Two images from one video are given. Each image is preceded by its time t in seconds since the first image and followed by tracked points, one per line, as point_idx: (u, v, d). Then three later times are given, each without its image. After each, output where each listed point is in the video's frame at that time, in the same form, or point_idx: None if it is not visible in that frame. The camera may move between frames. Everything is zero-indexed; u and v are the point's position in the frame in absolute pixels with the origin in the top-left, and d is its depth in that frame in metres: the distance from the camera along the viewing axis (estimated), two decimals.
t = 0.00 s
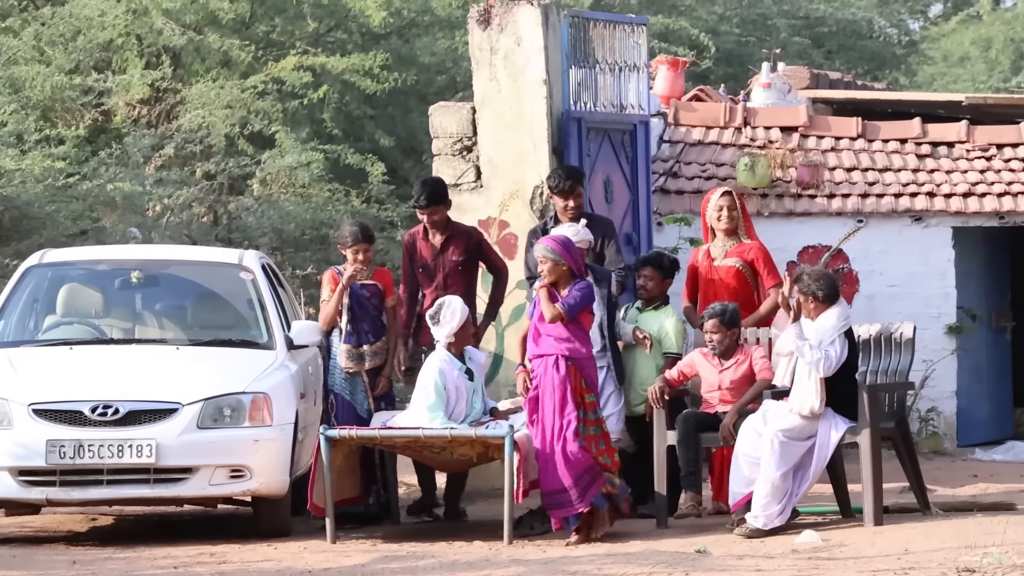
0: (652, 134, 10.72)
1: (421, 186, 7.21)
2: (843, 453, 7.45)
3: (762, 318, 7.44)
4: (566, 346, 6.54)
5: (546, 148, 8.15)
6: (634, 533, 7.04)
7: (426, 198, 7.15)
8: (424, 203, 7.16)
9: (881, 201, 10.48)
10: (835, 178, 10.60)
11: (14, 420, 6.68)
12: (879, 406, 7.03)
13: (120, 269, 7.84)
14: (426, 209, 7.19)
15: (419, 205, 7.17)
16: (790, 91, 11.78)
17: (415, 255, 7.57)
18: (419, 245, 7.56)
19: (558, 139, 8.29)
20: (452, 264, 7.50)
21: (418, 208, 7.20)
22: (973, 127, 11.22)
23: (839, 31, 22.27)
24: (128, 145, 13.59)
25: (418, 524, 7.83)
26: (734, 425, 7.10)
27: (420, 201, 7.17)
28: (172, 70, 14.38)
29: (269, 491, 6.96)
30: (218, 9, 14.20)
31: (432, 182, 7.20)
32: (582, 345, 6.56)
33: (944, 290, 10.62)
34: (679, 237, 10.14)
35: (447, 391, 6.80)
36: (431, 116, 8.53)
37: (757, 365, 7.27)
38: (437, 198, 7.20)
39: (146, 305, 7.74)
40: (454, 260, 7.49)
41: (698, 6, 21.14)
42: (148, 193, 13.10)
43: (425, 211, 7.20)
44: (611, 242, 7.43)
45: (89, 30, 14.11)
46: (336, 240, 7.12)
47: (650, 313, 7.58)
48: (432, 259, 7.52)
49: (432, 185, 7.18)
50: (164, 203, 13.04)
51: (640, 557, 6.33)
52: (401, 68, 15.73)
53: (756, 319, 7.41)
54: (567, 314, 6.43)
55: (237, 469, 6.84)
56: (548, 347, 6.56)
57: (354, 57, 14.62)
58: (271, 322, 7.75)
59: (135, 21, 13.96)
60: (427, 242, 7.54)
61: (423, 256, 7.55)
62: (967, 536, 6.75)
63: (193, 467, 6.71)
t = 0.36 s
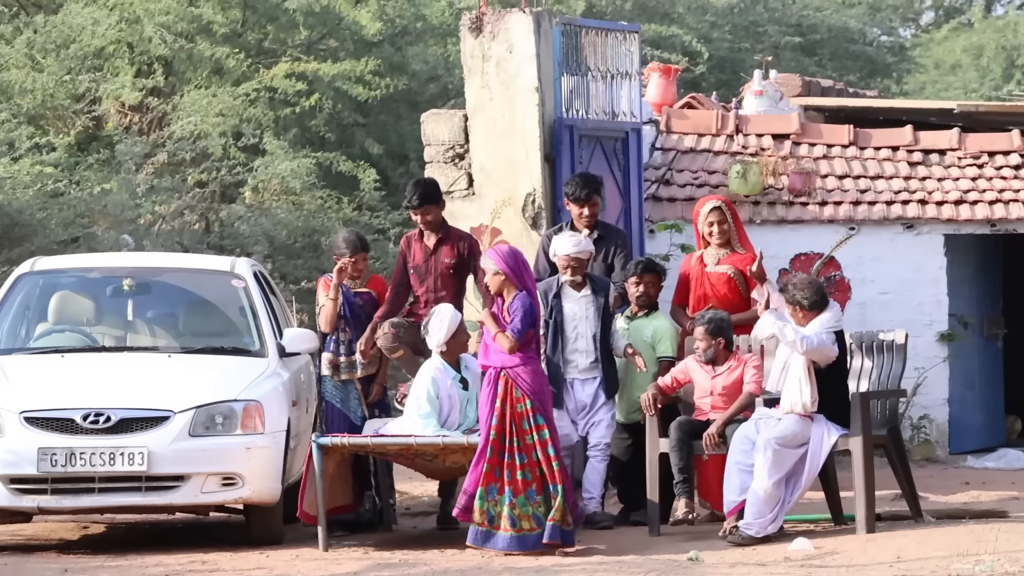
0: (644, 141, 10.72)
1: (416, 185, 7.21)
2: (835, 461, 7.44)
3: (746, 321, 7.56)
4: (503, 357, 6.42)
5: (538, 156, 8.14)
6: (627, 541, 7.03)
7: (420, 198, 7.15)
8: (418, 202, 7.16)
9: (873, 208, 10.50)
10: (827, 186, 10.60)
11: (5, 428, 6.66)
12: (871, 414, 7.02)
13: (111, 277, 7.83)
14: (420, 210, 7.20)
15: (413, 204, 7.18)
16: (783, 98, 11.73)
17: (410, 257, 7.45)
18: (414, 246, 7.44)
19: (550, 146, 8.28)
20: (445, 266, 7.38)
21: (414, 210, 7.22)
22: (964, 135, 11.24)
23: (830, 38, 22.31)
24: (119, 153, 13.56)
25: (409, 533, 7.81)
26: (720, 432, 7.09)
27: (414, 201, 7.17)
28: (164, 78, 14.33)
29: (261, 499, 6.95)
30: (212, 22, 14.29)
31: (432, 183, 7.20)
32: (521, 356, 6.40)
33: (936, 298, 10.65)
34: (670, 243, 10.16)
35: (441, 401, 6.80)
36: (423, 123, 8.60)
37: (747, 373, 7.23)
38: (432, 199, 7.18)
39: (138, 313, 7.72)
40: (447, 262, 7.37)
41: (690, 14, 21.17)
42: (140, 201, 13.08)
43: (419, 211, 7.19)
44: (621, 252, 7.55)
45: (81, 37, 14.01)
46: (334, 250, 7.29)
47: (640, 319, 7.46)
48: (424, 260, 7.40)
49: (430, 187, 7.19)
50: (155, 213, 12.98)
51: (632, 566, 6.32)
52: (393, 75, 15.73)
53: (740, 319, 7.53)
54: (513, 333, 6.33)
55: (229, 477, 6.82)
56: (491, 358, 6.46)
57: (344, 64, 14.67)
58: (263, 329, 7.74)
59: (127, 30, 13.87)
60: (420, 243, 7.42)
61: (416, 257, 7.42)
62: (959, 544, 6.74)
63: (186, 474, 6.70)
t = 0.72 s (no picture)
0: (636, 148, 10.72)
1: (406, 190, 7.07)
2: (827, 467, 7.45)
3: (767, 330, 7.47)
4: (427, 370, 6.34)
5: (530, 162, 8.17)
6: (619, 547, 7.02)
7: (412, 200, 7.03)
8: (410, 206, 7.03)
9: (865, 214, 10.50)
10: (819, 192, 10.61)
11: None
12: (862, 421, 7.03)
13: (103, 283, 7.82)
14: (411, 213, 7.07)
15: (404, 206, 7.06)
16: (774, 105, 11.77)
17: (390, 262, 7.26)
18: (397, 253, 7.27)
19: (542, 153, 8.32)
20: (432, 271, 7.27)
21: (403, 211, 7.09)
22: (956, 141, 11.27)
23: (822, 44, 22.33)
24: (111, 159, 13.49)
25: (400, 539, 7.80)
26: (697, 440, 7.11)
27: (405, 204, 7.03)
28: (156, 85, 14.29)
29: (252, 505, 6.94)
30: (204, 29, 14.08)
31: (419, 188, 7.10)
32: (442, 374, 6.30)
33: (927, 303, 10.63)
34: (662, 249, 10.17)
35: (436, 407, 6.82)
36: (415, 129, 8.54)
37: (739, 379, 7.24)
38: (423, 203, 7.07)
39: (130, 319, 7.72)
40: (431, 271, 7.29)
41: (681, 21, 21.20)
42: (132, 207, 13.06)
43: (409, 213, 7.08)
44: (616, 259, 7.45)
45: (74, 44, 13.96)
46: (322, 252, 7.51)
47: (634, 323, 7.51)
48: (410, 266, 7.25)
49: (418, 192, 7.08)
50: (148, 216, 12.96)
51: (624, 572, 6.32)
52: (385, 82, 15.74)
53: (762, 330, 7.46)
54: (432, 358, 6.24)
55: (220, 483, 6.82)
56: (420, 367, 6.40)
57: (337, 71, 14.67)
58: (255, 335, 7.74)
59: (120, 37, 13.77)
60: (405, 249, 7.26)
61: (401, 264, 7.25)
62: (950, 550, 6.74)
63: (178, 480, 6.69)
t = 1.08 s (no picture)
0: (629, 149, 10.72)
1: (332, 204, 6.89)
2: (820, 469, 7.45)
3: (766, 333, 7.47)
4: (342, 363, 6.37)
5: (524, 163, 8.16)
6: (613, 548, 7.02)
7: (340, 212, 6.85)
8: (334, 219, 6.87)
9: (858, 216, 10.51)
10: (813, 194, 10.61)
11: None
12: (855, 423, 7.03)
13: (96, 285, 7.83)
14: (340, 227, 6.92)
15: (333, 219, 6.89)
16: (767, 107, 11.78)
17: (321, 275, 7.17)
18: (326, 267, 7.17)
19: (536, 154, 8.30)
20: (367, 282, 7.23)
21: (329, 223, 6.91)
22: (949, 143, 11.27)
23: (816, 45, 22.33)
24: (104, 160, 13.45)
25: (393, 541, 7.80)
26: (689, 442, 7.10)
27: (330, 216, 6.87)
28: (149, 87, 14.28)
29: (245, 507, 6.94)
30: (198, 31, 14.26)
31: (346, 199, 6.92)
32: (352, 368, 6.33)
33: (920, 305, 10.64)
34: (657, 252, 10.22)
35: (430, 409, 6.81)
36: (408, 131, 8.49)
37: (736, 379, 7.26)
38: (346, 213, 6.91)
39: (122, 320, 7.72)
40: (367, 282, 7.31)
41: (674, 22, 21.21)
42: (125, 209, 13.05)
43: (336, 225, 6.91)
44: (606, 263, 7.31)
45: (68, 46, 13.96)
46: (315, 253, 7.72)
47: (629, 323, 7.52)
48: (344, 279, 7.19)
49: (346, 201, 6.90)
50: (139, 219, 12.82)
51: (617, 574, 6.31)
52: (379, 84, 15.73)
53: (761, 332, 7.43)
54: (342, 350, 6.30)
55: (213, 484, 6.81)
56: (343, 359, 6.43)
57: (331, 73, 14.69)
58: (248, 337, 7.73)
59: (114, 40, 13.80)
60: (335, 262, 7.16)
61: (333, 279, 7.17)
62: (943, 552, 6.74)
63: (171, 482, 6.69)
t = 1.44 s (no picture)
0: (623, 149, 10.72)
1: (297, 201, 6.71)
2: (813, 469, 7.47)
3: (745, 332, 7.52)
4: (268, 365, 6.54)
5: (518, 163, 8.19)
6: (607, 549, 7.01)
7: (309, 213, 6.69)
8: (301, 220, 6.70)
9: (852, 216, 10.51)
10: (806, 194, 10.62)
11: None
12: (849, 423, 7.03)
13: (90, 285, 7.84)
14: (305, 228, 6.76)
15: (297, 221, 6.71)
16: (761, 107, 11.78)
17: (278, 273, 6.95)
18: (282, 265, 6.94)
19: (530, 154, 8.32)
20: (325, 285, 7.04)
21: (295, 224, 6.74)
22: (943, 143, 11.28)
23: (810, 44, 22.34)
24: (98, 160, 13.40)
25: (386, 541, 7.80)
26: (684, 442, 7.11)
27: (295, 216, 6.69)
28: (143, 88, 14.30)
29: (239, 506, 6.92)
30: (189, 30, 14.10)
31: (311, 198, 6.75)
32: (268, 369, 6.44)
33: (915, 306, 10.63)
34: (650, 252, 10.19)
35: (423, 411, 6.80)
36: (401, 131, 8.48)
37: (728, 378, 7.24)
38: (314, 214, 6.74)
39: (116, 321, 7.75)
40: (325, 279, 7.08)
41: (669, 21, 21.22)
42: (119, 209, 13.03)
43: (305, 226, 6.74)
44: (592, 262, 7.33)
45: (62, 46, 13.96)
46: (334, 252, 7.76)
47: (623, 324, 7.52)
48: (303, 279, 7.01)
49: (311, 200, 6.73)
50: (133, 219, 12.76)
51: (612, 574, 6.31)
52: (373, 84, 15.71)
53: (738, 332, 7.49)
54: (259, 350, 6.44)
55: (207, 483, 6.78)
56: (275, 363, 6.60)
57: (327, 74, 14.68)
58: (242, 337, 7.73)
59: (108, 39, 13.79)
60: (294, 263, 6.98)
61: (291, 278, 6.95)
62: (937, 551, 6.75)
63: (164, 482, 6.68)
